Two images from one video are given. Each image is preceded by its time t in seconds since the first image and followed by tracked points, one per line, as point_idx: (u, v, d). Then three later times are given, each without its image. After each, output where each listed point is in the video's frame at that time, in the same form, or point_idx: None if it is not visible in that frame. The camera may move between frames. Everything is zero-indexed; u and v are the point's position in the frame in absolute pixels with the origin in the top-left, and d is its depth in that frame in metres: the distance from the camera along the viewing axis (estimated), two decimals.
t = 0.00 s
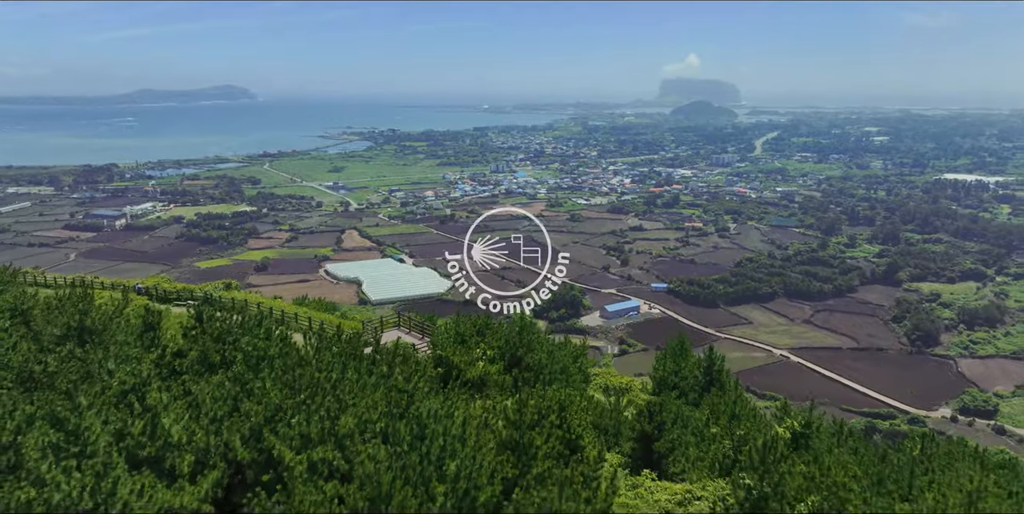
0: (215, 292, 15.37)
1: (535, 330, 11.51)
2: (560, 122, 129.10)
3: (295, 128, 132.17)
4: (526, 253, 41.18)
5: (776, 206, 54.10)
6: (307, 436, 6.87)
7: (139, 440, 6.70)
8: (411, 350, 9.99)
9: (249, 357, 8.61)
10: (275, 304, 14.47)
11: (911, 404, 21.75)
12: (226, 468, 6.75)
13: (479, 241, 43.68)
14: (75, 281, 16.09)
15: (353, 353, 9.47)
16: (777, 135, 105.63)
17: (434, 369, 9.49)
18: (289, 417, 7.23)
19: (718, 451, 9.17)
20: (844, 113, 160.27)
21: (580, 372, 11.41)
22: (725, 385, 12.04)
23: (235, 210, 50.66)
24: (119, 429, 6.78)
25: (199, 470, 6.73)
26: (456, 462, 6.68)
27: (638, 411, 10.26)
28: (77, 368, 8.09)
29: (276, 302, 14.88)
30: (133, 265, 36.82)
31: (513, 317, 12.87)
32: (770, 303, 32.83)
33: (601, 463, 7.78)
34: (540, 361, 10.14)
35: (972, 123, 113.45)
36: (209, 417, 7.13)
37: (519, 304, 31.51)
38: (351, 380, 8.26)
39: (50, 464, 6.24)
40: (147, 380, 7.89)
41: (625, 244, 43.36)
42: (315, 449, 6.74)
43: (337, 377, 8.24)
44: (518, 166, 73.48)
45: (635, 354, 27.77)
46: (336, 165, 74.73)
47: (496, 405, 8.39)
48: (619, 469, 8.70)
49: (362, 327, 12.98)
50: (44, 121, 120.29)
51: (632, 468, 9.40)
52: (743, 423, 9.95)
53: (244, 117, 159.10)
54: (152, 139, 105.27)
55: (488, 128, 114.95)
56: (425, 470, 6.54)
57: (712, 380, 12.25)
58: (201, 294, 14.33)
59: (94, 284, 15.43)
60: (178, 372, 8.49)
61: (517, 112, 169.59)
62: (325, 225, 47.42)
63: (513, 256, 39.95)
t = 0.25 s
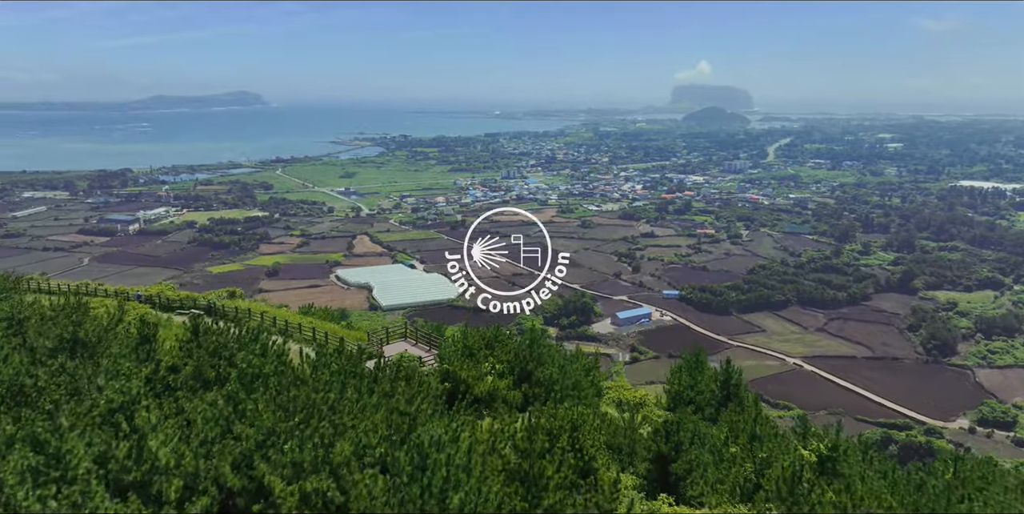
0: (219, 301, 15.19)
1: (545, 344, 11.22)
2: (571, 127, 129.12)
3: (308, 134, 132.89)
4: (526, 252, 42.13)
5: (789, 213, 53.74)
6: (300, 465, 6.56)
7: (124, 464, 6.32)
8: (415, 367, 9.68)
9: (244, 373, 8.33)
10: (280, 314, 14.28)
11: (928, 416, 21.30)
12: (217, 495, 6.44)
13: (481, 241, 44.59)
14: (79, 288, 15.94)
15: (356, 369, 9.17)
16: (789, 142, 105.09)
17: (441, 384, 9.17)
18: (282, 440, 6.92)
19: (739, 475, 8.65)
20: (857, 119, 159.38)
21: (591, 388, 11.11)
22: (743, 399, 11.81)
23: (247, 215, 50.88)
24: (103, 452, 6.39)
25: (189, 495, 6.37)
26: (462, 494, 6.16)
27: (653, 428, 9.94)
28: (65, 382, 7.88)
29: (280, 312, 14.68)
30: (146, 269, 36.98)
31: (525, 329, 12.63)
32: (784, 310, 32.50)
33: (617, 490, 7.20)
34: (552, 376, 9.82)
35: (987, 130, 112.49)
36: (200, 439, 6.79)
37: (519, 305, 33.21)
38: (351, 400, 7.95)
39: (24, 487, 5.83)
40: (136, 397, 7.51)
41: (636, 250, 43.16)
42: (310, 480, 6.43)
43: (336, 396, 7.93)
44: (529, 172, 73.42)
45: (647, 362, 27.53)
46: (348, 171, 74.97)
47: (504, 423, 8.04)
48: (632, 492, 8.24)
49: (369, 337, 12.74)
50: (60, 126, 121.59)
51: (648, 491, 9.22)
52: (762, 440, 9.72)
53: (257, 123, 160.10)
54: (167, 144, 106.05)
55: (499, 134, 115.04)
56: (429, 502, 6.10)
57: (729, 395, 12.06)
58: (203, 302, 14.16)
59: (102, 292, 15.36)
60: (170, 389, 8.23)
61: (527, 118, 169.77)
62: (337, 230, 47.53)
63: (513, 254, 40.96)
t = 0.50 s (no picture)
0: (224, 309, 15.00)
1: (555, 356, 11.01)
2: (582, 133, 129.00)
3: (319, 140, 133.40)
4: (525, 252, 43.15)
5: (801, 219, 53.37)
6: (290, 490, 6.27)
7: (109, 485, 6.13)
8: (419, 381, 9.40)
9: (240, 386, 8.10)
10: (285, 322, 14.05)
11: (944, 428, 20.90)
12: None
13: (481, 241, 45.66)
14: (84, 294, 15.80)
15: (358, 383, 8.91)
16: (801, 148, 104.44)
17: (447, 398, 8.92)
18: (275, 466, 6.68)
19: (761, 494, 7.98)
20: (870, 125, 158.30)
21: (603, 400, 10.81)
22: (761, 414, 11.49)
23: (258, 220, 51.05)
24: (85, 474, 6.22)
25: None
26: None
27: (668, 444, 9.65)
28: (56, 395, 7.76)
29: (286, 321, 14.46)
30: (158, 273, 37.15)
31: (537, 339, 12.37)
32: (796, 317, 32.22)
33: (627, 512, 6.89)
34: (563, 390, 9.49)
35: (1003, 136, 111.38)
36: (188, 461, 6.62)
37: (519, 304, 34.36)
38: (350, 419, 7.70)
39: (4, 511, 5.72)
40: (126, 413, 7.32)
41: (647, 256, 42.95)
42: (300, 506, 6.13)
43: (334, 416, 7.68)
44: (540, 178, 73.32)
45: (657, 369, 27.32)
46: (359, 176, 75.16)
47: (513, 443, 7.72)
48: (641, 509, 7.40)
49: (374, 347, 12.43)
50: (75, 131, 122.72)
51: None
52: (785, 458, 9.29)
53: (269, 128, 160.99)
54: (180, 149, 106.77)
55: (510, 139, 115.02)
56: None
57: (747, 408, 11.70)
58: (207, 310, 13.99)
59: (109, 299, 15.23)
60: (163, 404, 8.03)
61: (538, 123, 169.79)
62: (347, 235, 47.60)
63: (512, 255, 42.01)
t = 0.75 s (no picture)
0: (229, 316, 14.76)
1: (567, 365, 10.70)
2: (592, 139, 128.82)
3: (330, 145, 133.95)
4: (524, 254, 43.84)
5: (814, 225, 52.97)
6: None
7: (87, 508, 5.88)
8: (425, 396, 9.10)
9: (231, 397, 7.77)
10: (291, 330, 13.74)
11: (961, 439, 20.53)
12: None
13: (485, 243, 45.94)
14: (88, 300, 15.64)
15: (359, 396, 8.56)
16: (813, 154, 103.98)
17: (454, 412, 8.65)
18: (265, 489, 6.28)
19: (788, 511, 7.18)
20: (883, 131, 157.30)
21: (616, 412, 10.44)
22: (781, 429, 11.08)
23: (269, 225, 51.20)
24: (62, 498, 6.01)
25: None
26: None
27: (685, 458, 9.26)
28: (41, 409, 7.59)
29: (292, 328, 14.17)
30: (169, 278, 37.28)
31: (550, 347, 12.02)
32: (809, 325, 31.91)
33: None
34: (576, 403, 9.14)
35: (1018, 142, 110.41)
36: (172, 479, 6.32)
37: (520, 304, 34.74)
38: (347, 437, 7.35)
39: None
40: (112, 428, 7.07)
41: (658, 262, 42.71)
42: None
43: (330, 434, 7.34)
44: (550, 184, 73.21)
45: (668, 375, 27.07)
46: (370, 181, 75.33)
47: (524, 465, 7.48)
48: None
49: (380, 356, 11.98)
50: (89, 138, 123.81)
51: None
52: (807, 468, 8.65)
53: (281, 134, 161.91)
54: (193, 154, 107.48)
55: (520, 145, 115.03)
56: None
57: (764, 423, 11.27)
58: (210, 317, 13.76)
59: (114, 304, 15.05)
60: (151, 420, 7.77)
61: (549, 129, 169.78)
62: (358, 240, 47.68)
63: (512, 255, 42.69)
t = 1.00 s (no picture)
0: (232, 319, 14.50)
1: (575, 372, 10.50)
2: (599, 142, 128.59)
3: (337, 148, 134.14)
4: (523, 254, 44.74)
5: (822, 229, 52.64)
6: None
7: None
8: (428, 405, 8.99)
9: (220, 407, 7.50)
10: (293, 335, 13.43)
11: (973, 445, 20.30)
12: None
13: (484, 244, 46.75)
14: (91, 303, 15.46)
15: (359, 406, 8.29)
16: (821, 157, 103.31)
17: (459, 422, 8.44)
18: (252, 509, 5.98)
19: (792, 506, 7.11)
20: (892, 134, 156.30)
21: (626, 420, 10.16)
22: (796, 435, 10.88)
23: (276, 228, 51.25)
24: None
25: None
26: None
27: (698, 468, 8.97)
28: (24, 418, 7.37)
29: (295, 333, 13.87)
30: (176, 280, 37.35)
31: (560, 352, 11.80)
32: (818, 329, 31.67)
33: None
34: (585, 412, 8.92)
35: None
36: (154, 500, 6.10)
37: (520, 304, 35.40)
38: (344, 451, 7.07)
39: None
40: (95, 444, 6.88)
41: (665, 265, 42.52)
42: None
43: (325, 448, 7.06)
44: (557, 187, 73.05)
45: (676, 379, 26.90)
46: (377, 184, 75.40)
47: (533, 481, 7.24)
48: None
49: (381, 361, 11.55)
50: (99, 142, 124.54)
51: None
52: (826, 469, 8.17)
53: (288, 136, 162.43)
54: (200, 157, 107.83)
55: (526, 148, 114.93)
56: None
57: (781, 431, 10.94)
58: (210, 320, 13.62)
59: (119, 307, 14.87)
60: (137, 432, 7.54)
61: (556, 132, 169.52)
62: (365, 243, 47.69)
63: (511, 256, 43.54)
